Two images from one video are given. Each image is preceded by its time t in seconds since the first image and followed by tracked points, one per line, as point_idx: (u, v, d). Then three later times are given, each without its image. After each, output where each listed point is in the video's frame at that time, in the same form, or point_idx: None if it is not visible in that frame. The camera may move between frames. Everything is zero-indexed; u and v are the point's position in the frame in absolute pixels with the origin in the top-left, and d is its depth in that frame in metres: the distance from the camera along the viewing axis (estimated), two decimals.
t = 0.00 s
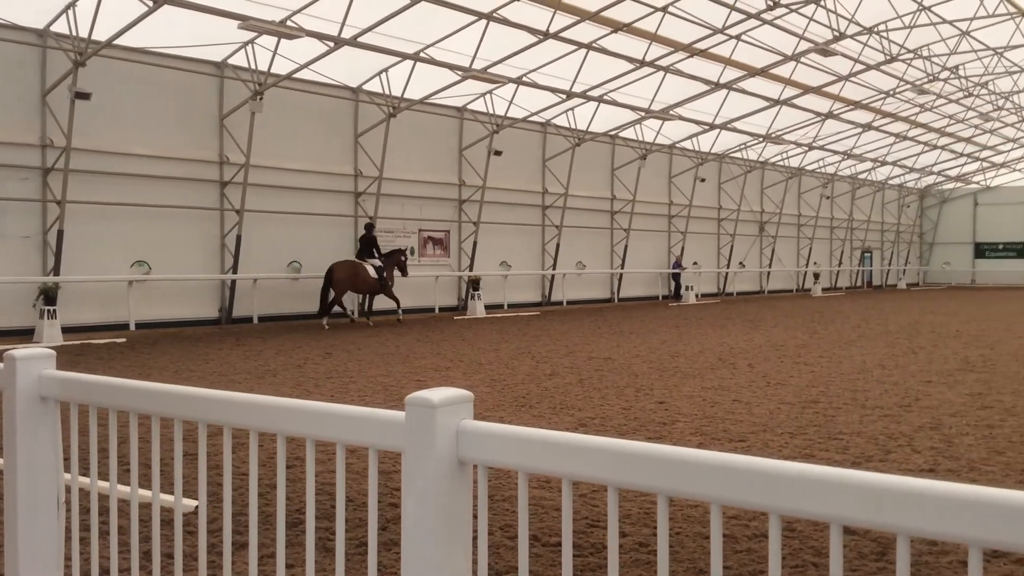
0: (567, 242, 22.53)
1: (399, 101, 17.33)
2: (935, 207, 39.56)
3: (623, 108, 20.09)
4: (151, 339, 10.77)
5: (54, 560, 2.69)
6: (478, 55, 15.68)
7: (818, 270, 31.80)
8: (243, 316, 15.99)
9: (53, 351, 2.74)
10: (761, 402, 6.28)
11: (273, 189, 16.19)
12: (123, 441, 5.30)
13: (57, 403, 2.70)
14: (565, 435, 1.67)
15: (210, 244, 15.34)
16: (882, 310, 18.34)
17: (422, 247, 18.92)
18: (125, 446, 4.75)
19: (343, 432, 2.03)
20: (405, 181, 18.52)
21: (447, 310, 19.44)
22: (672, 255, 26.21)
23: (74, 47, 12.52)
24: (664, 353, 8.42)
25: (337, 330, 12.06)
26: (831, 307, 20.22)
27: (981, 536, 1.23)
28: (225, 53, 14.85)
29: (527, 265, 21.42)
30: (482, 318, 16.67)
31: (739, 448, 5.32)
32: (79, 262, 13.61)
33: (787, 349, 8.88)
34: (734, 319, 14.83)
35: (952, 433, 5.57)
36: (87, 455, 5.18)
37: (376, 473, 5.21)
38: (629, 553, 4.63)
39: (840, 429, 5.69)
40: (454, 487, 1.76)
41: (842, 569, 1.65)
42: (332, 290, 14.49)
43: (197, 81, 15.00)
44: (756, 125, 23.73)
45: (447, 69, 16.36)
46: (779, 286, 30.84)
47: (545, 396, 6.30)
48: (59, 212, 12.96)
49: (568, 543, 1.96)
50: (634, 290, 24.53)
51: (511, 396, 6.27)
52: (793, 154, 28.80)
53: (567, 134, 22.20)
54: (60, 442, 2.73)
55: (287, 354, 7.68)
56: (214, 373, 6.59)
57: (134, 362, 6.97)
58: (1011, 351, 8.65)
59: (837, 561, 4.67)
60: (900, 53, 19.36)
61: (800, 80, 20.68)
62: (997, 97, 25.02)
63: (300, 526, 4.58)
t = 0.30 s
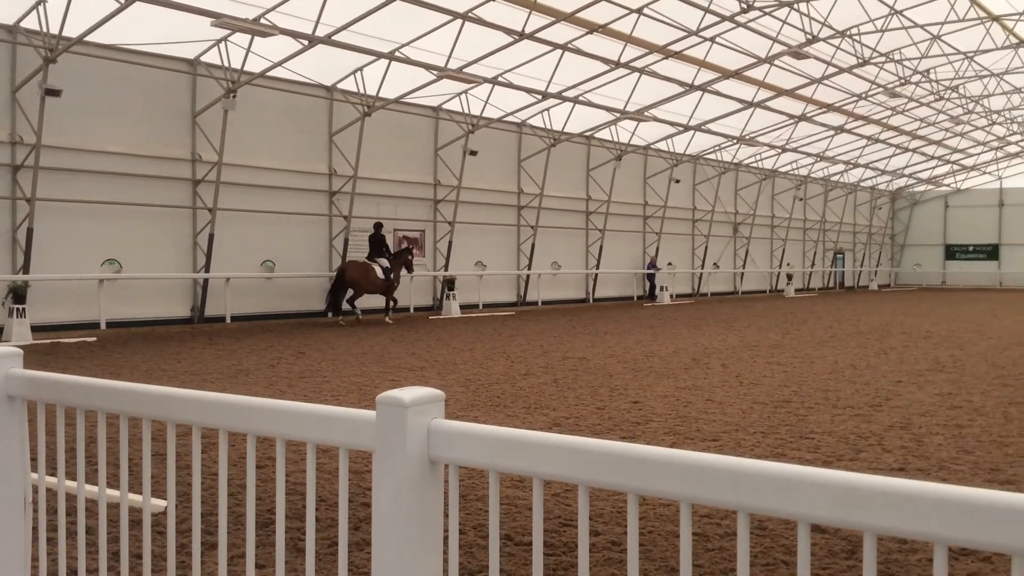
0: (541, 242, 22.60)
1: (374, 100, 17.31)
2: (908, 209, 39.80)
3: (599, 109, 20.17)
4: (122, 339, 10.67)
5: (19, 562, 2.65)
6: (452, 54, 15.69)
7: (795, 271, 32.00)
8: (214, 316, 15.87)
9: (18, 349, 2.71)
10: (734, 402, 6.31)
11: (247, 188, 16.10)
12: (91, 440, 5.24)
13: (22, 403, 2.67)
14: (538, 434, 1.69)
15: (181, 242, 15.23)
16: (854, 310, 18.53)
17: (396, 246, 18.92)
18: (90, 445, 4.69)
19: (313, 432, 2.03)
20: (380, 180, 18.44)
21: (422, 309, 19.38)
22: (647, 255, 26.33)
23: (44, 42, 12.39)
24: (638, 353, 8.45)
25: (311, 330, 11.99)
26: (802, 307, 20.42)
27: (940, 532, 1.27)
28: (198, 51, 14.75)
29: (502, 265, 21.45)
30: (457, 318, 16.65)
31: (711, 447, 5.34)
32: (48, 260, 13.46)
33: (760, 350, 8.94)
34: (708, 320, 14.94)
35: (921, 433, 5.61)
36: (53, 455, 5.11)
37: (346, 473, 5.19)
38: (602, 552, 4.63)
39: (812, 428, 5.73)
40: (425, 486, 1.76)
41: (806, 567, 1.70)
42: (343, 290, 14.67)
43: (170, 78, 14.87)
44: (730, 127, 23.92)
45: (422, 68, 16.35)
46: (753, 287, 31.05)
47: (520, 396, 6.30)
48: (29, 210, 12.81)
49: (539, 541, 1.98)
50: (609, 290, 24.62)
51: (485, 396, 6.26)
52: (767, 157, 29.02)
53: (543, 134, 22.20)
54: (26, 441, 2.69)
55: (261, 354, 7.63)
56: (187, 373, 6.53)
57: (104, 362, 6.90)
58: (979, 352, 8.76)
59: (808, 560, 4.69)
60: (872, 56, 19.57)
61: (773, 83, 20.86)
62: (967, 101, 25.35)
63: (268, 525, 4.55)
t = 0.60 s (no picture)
0: (518, 237, 22.57)
1: (350, 94, 17.29)
2: (881, 206, 40.10)
3: (575, 105, 20.20)
4: (95, 334, 10.56)
5: None
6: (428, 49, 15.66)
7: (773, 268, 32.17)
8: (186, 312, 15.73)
9: None
10: (707, 398, 6.35)
11: (222, 184, 15.99)
12: (59, 439, 5.19)
13: None
14: (513, 430, 1.68)
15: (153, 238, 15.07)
16: (827, 307, 18.70)
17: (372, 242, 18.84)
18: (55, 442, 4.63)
19: (288, 430, 2.02)
20: (355, 174, 18.37)
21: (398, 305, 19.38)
22: (622, 252, 26.37)
23: (14, 35, 12.24)
24: (613, 350, 8.46)
25: (286, 326, 11.94)
26: (776, 304, 20.57)
27: (909, 527, 1.28)
28: (170, 44, 14.64)
29: (477, 262, 21.43)
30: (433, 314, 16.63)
31: (685, 443, 5.36)
32: (20, 255, 13.30)
33: (734, 346, 8.99)
34: (682, 316, 15.02)
35: (892, 428, 5.67)
36: (20, 453, 5.06)
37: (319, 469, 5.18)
38: (574, 547, 4.64)
39: (784, 423, 5.77)
40: (397, 481, 1.74)
41: (776, 564, 1.70)
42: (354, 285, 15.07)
43: (142, 72, 14.72)
44: (705, 124, 24.02)
45: (398, 64, 16.29)
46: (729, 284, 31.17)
47: (495, 392, 6.29)
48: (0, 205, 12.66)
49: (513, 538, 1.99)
50: (585, 286, 24.63)
51: (460, 392, 6.26)
52: (742, 153, 29.14)
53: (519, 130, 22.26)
54: None
55: (235, 350, 7.59)
56: (160, 370, 6.48)
57: (76, 358, 6.83)
58: (949, 348, 8.87)
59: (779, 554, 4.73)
60: (846, 55, 19.71)
61: (748, 80, 20.96)
62: (939, 100, 25.63)
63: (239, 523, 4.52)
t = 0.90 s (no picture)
0: (486, 237, 22.57)
1: (317, 91, 17.25)
2: (845, 207, 40.51)
3: (543, 104, 20.25)
4: (57, 333, 10.40)
5: None
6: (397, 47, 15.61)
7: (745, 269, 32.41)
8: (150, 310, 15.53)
9: None
10: (674, 396, 6.39)
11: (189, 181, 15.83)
12: (17, 438, 5.11)
13: None
14: (480, 429, 1.70)
15: (117, 235, 14.85)
16: (793, 305, 18.88)
17: (340, 240, 18.70)
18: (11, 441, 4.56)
19: (249, 429, 2.02)
20: (323, 172, 18.30)
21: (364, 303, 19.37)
22: (591, 251, 26.42)
23: None
24: (581, 348, 8.49)
25: (253, 325, 11.83)
26: (741, 303, 20.72)
27: (866, 523, 1.32)
28: (136, 40, 14.47)
29: (445, 261, 21.41)
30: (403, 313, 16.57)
31: (651, 441, 5.38)
32: None
33: (701, 344, 9.05)
34: (649, 315, 15.10)
35: (855, 426, 5.72)
36: None
37: (281, 469, 5.14)
38: (540, 546, 4.65)
39: (749, 421, 5.82)
40: (362, 478, 1.77)
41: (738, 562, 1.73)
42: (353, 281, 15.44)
43: (106, 67, 14.53)
44: (673, 124, 24.17)
45: (366, 61, 16.22)
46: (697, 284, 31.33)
47: (463, 391, 6.28)
48: None
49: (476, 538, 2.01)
50: (553, 286, 24.68)
51: (428, 391, 6.24)
52: (709, 153, 29.35)
53: (488, 129, 22.39)
54: None
55: (199, 349, 7.52)
56: (123, 369, 6.41)
57: (35, 357, 6.73)
58: (911, 346, 9.00)
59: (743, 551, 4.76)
60: (811, 57, 19.90)
61: (716, 81, 21.11)
62: (903, 101, 25.99)
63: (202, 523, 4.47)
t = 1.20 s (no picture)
0: (451, 233, 22.53)
1: (278, 86, 17.09)
2: (806, 205, 40.99)
3: (507, 101, 20.25)
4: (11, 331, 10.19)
5: None
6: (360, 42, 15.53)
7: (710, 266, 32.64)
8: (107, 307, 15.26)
9: None
10: (637, 392, 6.42)
11: (149, 176, 15.58)
12: None
13: None
14: (439, 427, 1.75)
15: (75, 230, 14.55)
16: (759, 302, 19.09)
17: (303, 236, 18.57)
18: None
19: (204, 428, 2.05)
20: (285, 168, 18.15)
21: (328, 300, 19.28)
22: (555, 248, 26.45)
23: None
24: (544, 345, 8.50)
25: (214, 322, 11.70)
26: (704, 299, 20.89)
27: (807, 515, 1.39)
28: (94, 32, 14.20)
29: (409, 257, 21.43)
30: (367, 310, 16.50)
31: (614, 437, 5.41)
32: None
33: (663, 341, 9.11)
34: (613, 312, 15.16)
35: (813, 421, 5.79)
36: None
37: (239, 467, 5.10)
38: (503, 542, 4.64)
39: (710, 416, 5.87)
40: (316, 477, 1.82)
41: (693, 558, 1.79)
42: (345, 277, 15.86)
43: (63, 59, 14.23)
44: (637, 121, 24.32)
45: (328, 56, 16.10)
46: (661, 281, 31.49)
47: (426, 388, 6.26)
48: None
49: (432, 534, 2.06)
50: (517, 282, 24.73)
51: (391, 388, 6.21)
52: (672, 151, 29.55)
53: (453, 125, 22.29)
54: None
55: (158, 346, 7.42)
56: (79, 367, 6.31)
57: None
58: (868, 342, 9.14)
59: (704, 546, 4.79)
60: (772, 56, 20.06)
61: (678, 79, 21.25)
62: (862, 101, 26.37)
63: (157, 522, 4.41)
